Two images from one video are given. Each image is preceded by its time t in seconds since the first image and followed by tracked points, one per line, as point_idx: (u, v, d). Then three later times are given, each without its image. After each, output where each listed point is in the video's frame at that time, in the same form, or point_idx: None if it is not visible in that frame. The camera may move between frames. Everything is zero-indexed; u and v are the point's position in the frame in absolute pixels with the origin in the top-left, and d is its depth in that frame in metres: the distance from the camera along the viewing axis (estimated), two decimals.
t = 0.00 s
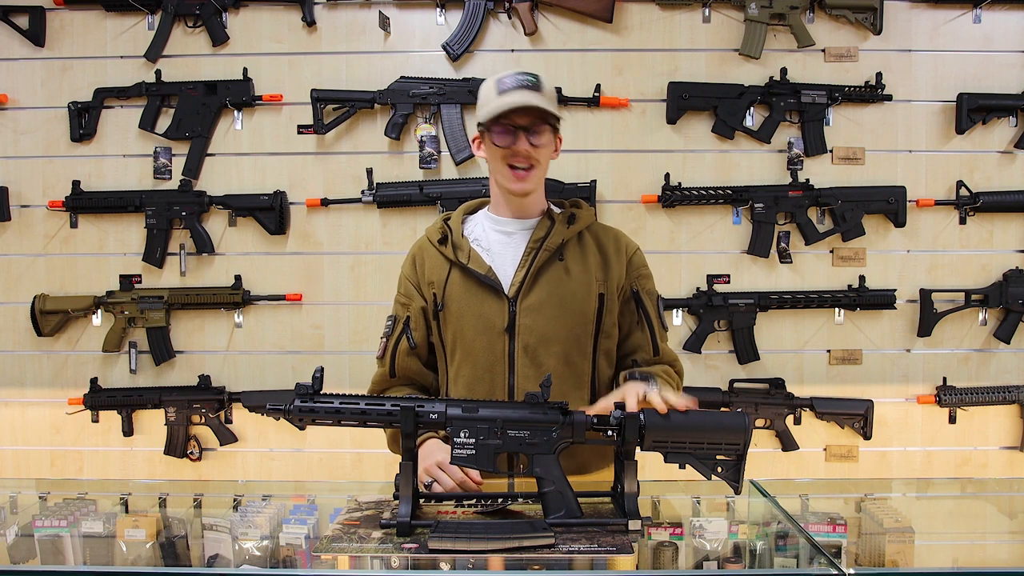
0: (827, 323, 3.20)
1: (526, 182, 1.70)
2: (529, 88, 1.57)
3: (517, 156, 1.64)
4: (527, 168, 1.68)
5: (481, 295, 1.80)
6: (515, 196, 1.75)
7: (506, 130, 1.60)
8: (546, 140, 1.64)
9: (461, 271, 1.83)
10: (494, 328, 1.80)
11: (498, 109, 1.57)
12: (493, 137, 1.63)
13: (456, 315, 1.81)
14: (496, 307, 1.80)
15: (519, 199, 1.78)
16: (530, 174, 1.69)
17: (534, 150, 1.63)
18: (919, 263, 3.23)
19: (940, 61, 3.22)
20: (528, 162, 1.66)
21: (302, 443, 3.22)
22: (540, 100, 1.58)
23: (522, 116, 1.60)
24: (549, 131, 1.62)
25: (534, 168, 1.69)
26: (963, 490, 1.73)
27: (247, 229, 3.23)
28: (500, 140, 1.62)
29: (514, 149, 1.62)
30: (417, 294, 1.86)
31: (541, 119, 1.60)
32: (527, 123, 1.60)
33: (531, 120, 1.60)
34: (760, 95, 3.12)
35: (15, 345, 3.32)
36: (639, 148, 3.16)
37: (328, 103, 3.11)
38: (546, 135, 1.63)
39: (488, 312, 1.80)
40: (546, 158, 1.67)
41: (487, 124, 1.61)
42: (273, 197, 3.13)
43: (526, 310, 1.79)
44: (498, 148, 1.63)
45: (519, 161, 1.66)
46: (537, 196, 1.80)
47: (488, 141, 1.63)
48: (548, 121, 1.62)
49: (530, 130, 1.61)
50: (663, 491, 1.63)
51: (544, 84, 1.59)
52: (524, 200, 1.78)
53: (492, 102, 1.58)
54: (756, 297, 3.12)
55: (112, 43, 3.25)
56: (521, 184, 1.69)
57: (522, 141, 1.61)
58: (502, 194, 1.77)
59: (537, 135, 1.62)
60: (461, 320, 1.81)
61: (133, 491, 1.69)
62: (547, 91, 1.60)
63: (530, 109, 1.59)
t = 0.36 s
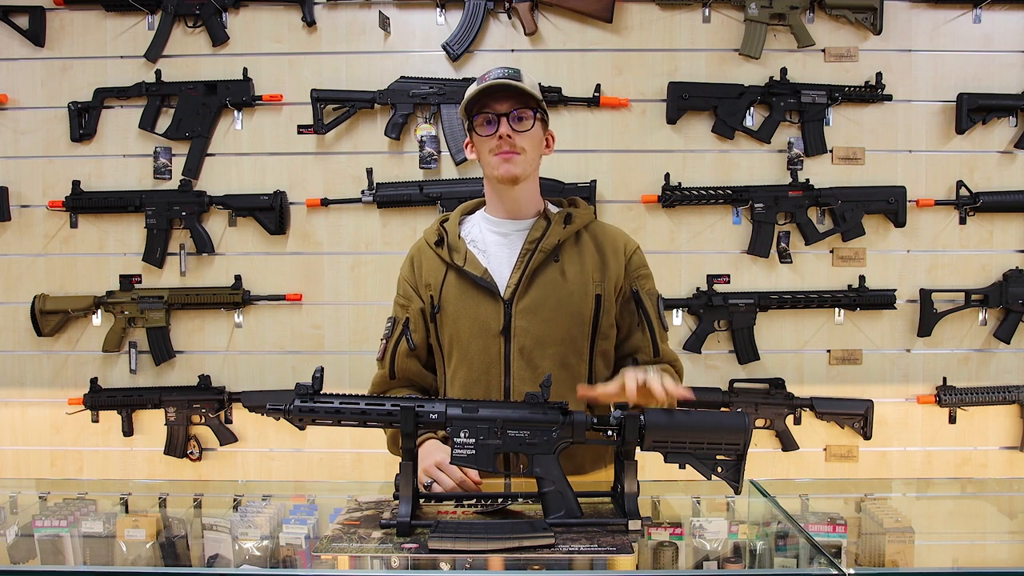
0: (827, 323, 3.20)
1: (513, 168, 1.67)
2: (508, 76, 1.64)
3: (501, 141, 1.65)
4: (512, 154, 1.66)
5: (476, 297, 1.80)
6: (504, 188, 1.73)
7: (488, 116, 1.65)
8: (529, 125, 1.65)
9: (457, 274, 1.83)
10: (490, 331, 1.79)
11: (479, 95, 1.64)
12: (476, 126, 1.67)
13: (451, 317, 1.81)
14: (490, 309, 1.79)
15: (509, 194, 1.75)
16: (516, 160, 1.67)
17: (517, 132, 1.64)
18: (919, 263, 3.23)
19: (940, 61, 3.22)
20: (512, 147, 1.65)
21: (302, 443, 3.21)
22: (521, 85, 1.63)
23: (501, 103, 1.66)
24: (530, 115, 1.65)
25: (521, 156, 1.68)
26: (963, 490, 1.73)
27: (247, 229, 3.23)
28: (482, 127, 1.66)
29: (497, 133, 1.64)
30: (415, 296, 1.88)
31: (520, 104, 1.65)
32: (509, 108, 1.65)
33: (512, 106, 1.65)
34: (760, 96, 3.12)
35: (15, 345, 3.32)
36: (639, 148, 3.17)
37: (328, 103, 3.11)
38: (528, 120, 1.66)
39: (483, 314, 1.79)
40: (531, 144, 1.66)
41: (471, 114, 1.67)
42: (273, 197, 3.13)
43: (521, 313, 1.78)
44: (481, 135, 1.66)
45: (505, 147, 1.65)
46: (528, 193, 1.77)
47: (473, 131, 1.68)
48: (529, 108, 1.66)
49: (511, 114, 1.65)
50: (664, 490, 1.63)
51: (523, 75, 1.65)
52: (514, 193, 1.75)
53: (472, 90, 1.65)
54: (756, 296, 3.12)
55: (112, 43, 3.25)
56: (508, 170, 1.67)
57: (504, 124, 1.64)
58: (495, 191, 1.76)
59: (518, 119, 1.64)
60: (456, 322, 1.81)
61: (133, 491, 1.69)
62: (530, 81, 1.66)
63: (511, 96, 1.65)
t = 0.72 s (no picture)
0: (827, 323, 3.20)
1: (521, 170, 1.70)
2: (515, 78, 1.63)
3: (508, 144, 1.66)
4: (519, 156, 1.68)
5: (476, 296, 1.80)
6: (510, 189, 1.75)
7: (496, 119, 1.65)
8: (538, 127, 1.67)
9: (457, 273, 1.82)
10: (489, 330, 1.79)
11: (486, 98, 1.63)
12: (482, 127, 1.67)
13: (450, 316, 1.81)
14: (490, 308, 1.79)
15: (514, 194, 1.77)
16: (523, 163, 1.69)
17: (526, 135, 1.66)
18: (919, 263, 3.23)
19: (940, 62, 3.22)
20: (521, 149, 1.67)
21: (302, 443, 3.22)
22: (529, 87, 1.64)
23: (508, 105, 1.66)
24: (536, 118, 1.67)
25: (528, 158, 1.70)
26: (963, 490, 1.73)
27: (247, 229, 3.23)
28: (489, 129, 1.66)
29: (504, 136, 1.66)
30: (415, 295, 1.88)
31: (527, 107, 1.65)
32: (517, 110, 1.66)
33: (520, 108, 1.66)
34: (760, 95, 3.12)
35: (15, 345, 3.32)
36: (639, 148, 3.17)
37: (328, 103, 3.11)
38: (535, 123, 1.67)
39: (483, 313, 1.79)
40: (538, 145, 1.69)
41: (478, 116, 1.67)
42: (273, 196, 3.13)
43: (521, 312, 1.78)
44: (488, 137, 1.67)
45: (512, 149, 1.67)
46: (531, 192, 1.80)
47: (479, 132, 1.68)
48: (535, 110, 1.67)
49: (518, 117, 1.66)
50: (664, 490, 1.63)
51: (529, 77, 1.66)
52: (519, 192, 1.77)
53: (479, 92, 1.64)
54: (756, 296, 3.12)
55: (112, 43, 3.25)
56: (516, 172, 1.69)
57: (512, 127, 1.65)
58: (498, 191, 1.77)
59: (526, 121, 1.66)
60: (456, 321, 1.81)
61: (133, 491, 1.69)
62: (535, 82, 1.67)
63: (519, 98, 1.65)
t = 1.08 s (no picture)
0: (827, 323, 3.20)
1: (511, 172, 1.69)
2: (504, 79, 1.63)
3: (498, 146, 1.67)
4: (510, 158, 1.68)
5: (473, 297, 1.80)
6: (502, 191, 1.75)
7: (486, 121, 1.66)
8: (528, 129, 1.66)
9: (454, 274, 1.83)
10: (486, 331, 1.79)
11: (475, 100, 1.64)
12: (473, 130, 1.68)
13: (448, 318, 1.81)
14: (487, 310, 1.79)
15: (508, 195, 1.76)
16: (514, 165, 1.69)
17: (515, 137, 1.65)
18: (919, 263, 3.23)
19: (940, 62, 3.22)
20: (511, 151, 1.67)
21: (302, 443, 3.22)
22: (518, 90, 1.63)
23: (499, 107, 1.66)
24: (527, 119, 1.66)
25: (519, 159, 1.69)
26: (963, 490, 1.73)
27: (247, 229, 3.23)
28: (479, 132, 1.67)
29: (493, 138, 1.66)
30: (414, 296, 1.88)
31: (517, 108, 1.65)
32: (506, 112, 1.65)
33: (510, 110, 1.65)
34: (760, 96, 3.12)
35: (15, 345, 3.32)
36: (639, 149, 3.17)
37: (328, 103, 3.11)
38: (525, 124, 1.66)
39: (481, 315, 1.79)
40: (529, 146, 1.68)
41: (469, 118, 1.68)
42: (273, 197, 3.13)
43: (519, 313, 1.79)
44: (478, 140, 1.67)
45: (501, 151, 1.67)
46: (526, 192, 1.78)
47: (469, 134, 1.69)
48: (526, 112, 1.66)
49: (508, 119, 1.66)
50: (664, 490, 1.63)
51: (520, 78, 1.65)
52: (512, 194, 1.76)
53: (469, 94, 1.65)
54: (756, 296, 3.12)
55: (112, 43, 3.25)
56: (506, 174, 1.69)
57: (501, 129, 1.65)
58: (492, 193, 1.77)
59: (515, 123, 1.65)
60: (454, 323, 1.81)
61: (133, 491, 1.69)
62: (526, 83, 1.65)
63: (510, 100, 1.65)
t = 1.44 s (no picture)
0: (827, 323, 3.20)
1: (486, 175, 1.67)
2: (481, 80, 1.59)
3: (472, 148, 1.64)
4: (484, 161, 1.66)
5: (452, 298, 1.80)
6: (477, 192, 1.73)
7: (460, 121, 1.62)
8: (503, 131, 1.63)
9: (434, 275, 1.82)
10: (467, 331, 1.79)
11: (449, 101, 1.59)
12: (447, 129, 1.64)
13: (428, 319, 1.81)
14: (466, 310, 1.79)
15: (484, 196, 1.75)
16: (488, 167, 1.67)
17: (488, 140, 1.62)
18: (919, 263, 3.23)
19: (940, 62, 3.22)
20: (484, 154, 1.65)
21: (302, 443, 3.21)
22: (493, 92, 1.58)
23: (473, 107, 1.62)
24: (503, 122, 1.62)
25: (494, 162, 1.67)
26: (963, 490, 1.73)
27: (247, 229, 3.23)
28: (453, 132, 1.63)
29: (467, 140, 1.62)
30: (393, 297, 1.87)
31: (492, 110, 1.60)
32: (480, 114, 1.61)
33: (485, 112, 1.61)
34: (760, 95, 3.12)
35: (15, 345, 3.32)
36: (639, 149, 3.17)
37: (328, 103, 3.11)
38: (500, 126, 1.62)
39: (460, 315, 1.79)
40: (504, 149, 1.65)
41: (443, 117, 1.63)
42: (273, 197, 3.14)
43: (497, 313, 1.78)
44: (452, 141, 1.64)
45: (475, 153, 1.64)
46: (504, 192, 1.77)
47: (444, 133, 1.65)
48: (502, 114, 1.62)
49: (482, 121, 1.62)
50: (664, 491, 1.63)
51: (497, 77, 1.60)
52: (489, 195, 1.75)
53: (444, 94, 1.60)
54: (756, 296, 3.12)
55: (112, 43, 3.25)
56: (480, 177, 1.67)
57: (475, 131, 1.62)
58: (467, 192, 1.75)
59: (490, 126, 1.61)
60: (434, 324, 1.81)
61: (133, 491, 1.69)
62: (502, 83, 1.60)
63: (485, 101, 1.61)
